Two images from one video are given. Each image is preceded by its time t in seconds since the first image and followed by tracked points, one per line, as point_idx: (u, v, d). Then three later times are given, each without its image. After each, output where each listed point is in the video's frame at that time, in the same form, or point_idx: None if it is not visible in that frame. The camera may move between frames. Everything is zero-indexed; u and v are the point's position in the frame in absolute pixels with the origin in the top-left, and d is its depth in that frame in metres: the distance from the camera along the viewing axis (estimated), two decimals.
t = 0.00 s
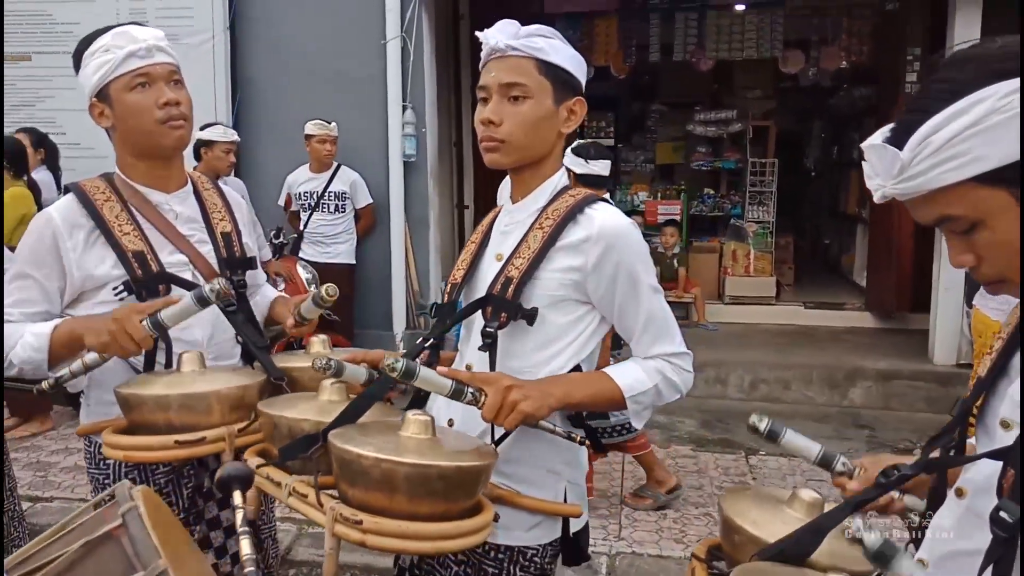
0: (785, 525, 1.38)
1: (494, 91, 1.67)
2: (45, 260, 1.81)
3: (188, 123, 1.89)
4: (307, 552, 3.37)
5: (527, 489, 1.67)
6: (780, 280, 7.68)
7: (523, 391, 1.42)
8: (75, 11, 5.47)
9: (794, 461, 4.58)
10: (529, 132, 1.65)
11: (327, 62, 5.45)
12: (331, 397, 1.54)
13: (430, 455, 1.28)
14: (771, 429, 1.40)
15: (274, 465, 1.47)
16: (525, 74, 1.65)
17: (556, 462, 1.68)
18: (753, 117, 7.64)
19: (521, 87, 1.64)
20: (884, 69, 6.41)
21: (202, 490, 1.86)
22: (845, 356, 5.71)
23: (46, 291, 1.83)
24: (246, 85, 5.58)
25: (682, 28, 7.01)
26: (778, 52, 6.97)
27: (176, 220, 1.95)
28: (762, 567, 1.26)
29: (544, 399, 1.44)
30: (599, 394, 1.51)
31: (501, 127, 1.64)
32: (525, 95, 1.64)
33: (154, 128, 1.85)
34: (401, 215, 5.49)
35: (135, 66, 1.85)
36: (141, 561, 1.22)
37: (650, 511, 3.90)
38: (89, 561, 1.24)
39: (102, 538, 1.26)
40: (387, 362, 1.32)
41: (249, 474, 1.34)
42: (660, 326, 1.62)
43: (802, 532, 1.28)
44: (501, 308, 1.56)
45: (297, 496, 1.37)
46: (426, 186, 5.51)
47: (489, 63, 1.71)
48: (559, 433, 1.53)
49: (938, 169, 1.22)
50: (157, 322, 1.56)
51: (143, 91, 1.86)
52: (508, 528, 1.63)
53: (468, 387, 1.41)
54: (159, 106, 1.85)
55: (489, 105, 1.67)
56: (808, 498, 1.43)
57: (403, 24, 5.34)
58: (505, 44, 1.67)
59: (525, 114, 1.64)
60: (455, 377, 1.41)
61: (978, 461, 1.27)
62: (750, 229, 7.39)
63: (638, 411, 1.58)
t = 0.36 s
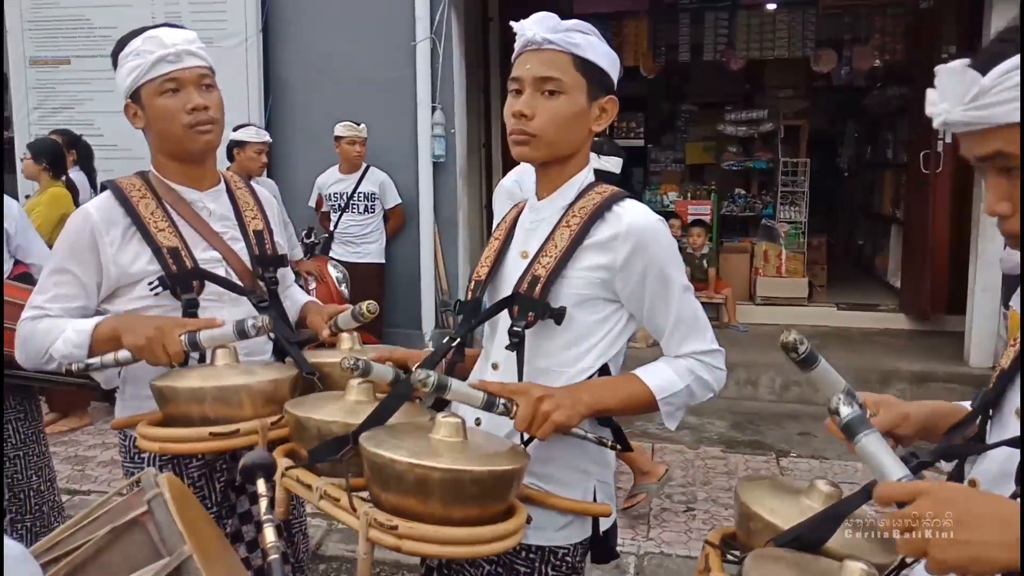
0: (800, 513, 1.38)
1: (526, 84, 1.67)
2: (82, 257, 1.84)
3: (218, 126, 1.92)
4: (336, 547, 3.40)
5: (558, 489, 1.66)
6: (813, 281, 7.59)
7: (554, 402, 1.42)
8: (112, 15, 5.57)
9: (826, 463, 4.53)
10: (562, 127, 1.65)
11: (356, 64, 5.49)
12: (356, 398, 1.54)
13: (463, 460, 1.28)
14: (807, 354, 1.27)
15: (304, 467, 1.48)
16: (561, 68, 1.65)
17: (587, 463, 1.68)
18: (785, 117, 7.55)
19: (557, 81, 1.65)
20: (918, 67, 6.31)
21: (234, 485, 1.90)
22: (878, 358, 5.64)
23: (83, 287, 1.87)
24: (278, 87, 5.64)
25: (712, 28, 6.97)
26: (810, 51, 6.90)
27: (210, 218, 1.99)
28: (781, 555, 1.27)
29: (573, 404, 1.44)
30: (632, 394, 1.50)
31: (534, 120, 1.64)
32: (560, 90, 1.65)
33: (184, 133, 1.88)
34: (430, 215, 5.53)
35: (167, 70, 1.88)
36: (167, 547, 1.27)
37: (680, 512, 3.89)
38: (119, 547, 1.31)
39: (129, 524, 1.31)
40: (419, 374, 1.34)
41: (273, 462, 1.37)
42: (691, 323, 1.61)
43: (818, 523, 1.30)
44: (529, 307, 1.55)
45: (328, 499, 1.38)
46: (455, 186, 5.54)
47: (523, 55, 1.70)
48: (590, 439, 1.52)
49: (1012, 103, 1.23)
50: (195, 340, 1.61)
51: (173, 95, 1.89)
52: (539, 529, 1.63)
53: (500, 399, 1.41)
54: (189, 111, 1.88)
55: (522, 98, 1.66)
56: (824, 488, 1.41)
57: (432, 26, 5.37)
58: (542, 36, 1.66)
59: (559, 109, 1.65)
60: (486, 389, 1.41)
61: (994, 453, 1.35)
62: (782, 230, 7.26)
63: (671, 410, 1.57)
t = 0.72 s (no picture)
0: (833, 523, 1.37)
1: (578, 80, 1.63)
2: (124, 255, 1.87)
3: (262, 125, 1.94)
4: (364, 544, 3.42)
5: (601, 497, 1.65)
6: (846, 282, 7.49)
7: (607, 404, 1.39)
8: (150, 12, 5.64)
9: (858, 469, 4.48)
10: (612, 126, 1.63)
11: (390, 61, 5.51)
12: (388, 405, 1.53)
13: (523, 469, 1.27)
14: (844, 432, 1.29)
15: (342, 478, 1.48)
16: (615, 65, 1.63)
17: (630, 470, 1.67)
18: (820, 116, 7.47)
19: (611, 79, 1.62)
20: (958, 66, 6.19)
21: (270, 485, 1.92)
22: (912, 361, 5.55)
23: (124, 285, 1.89)
24: (311, 84, 5.68)
25: (746, 26, 6.91)
26: (846, 48, 6.80)
27: (251, 215, 2.00)
28: (818, 565, 1.25)
29: (624, 410, 1.42)
30: (681, 400, 1.49)
31: (587, 118, 1.61)
32: (613, 88, 1.63)
33: (229, 131, 1.90)
34: (460, 213, 5.54)
35: (216, 67, 1.89)
36: (219, 567, 1.23)
37: (708, 515, 3.86)
38: (170, 561, 1.27)
39: (182, 539, 1.27)
40: (476, 363, 1.27)
41: (334, 475, 1.32)
42: (736, 327, 1.59)
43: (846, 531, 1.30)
44: (570, 310, 1.53)
45: (373, 514, 1.35)
46: (485, 185, 5.54)
47: (574, 48, 1.65)
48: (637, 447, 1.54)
49: None
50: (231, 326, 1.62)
51: (220, 93, 1.91)
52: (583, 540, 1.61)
53: (552, 398, 1.38)
54: (235, 108, 1.89)
55: (575, 94, 1.63)
56: (855, 499, 1.41)
57: (465, 24, 5.37)
58: (598, 31, 1.63)
59: (611, 108, 1.62)
60: (539, 387, 1.37)
61: None
62: (815, 230, 7.26)
63: (716, 416, 1.55)
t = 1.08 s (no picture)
0: (860, 551, 1.26)
1: (611, 98, 1.60)
2: (115, 277, 1.84)
3: (258, 146, 1.92)
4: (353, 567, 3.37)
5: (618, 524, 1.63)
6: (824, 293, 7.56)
7: (632, 445, 1.37)
8: (126, 29, 5.58)
9: (844, 480, 4.50)
10: (637, 147, 1.62)
11: (371, 76, 5.49)
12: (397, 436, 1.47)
13: (563, 501, 1.20)
14: (878, 457, 1.22)
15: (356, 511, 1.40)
16: (647, 86, 1.61)
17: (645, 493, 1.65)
18: (796, 130, 7.60)
19: (642, 100, 1.61)
20: (931, 80, 6.31)
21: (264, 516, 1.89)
22: (892, 371, 5.60)
23: (118, 310, 1.86)
24: (291, 100, 5.64)
25: (724, 40, 6.97)
26: (822, 63, 6.90)
27: (244, 236, 1.98)
28: None
29: (649, 449, 1.40)
30: (697, 428, 1.48)
31: (619, 139, 1.60)
32: (643, 109, 1.61)
33: (225, 152, 1.88)
34: (442, 228, 5.52)
35: (215, 87, 1.86)
36: None
37: (698, 530, 3.86)
38: None
39: None
40: (498, 418, 1.25)
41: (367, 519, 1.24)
42: (749, 348, 1.60)
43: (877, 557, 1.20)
44: (590, 331, 1.49)
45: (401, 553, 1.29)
46: (467, 201, 5.52)
47: (605, 64, 1.62)
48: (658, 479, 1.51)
49: None
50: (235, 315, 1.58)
51: (218, 113, 1.88)
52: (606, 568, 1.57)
53: (577, 443, 1.33)
54: (233, 130, 1.87)
55: (606, 112, 1.60)
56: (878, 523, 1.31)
57: (447, 39, 5.37)
58: (634, 50, 1.60)
59: (640, 129, 1.61)
60: (563, 434, 1.33)
61: None
62: (794, 242, 7.27)
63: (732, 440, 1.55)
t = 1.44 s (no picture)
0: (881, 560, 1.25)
1: (609, 108, 1.58)
2: (82, 297, 1.75)
3: (233, 153, 1.85)
4: None
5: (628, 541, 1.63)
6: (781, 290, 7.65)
7: (640, 458, 1.37)
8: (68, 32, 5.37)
9: (812, 476, 4.54)
10: (636, 157, 1.61)
11: (327, 80, 5.38)
12: (398, 451, 1.41)
13: (592, 518, 1.21)
14: (893, 488, 1.26)
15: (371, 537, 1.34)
16: (645, 93, 1.60)
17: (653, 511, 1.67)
18: (750, 128, 7.70)
19: (640, 109, 1.60)
20: (881, 79, 6.42)
21: (248, 540, 1.82)
22: (852, 366, 5.69)
23: (88, 330, 1.77)
24: (244, 104, 5.50)
25: (678, 42, 6.92)
26: (775, 63, 6.99)
27: (219, 247, 1.90)
28: None
29: (653, 464, 1.40)
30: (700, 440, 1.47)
31: (617, 146, 1.57)
32: (644, 117, 1.60)
33: (199, 159, 1.80)
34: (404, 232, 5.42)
35: (186, 90, 1.79)
36: None
37: (674, 532, 3.84)
38: None
39: None
40: (507, 417, 1.25)
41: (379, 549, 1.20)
42: (744, 358, 1.60)
43: (905, 565, 1.19)
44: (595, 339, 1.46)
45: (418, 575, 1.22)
46: (428, 204, 5.45)
47: (603, 71, 1.60)
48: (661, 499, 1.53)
49: None
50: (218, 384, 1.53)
51: (191, 116, 1.81)
52: None
53: (585, 452, 1.34)
54: (208, 135, 1.79)
55: (605, 121, 1.58)
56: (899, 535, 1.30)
57: (404, 40, 5.29)
58: (634, 57, 1.58)
59: (639, 137, 1.60)
60: (573, 440, 1.34)
61: None
62: (751, 240, 7.44)
63: (728, 451, 1.54)
